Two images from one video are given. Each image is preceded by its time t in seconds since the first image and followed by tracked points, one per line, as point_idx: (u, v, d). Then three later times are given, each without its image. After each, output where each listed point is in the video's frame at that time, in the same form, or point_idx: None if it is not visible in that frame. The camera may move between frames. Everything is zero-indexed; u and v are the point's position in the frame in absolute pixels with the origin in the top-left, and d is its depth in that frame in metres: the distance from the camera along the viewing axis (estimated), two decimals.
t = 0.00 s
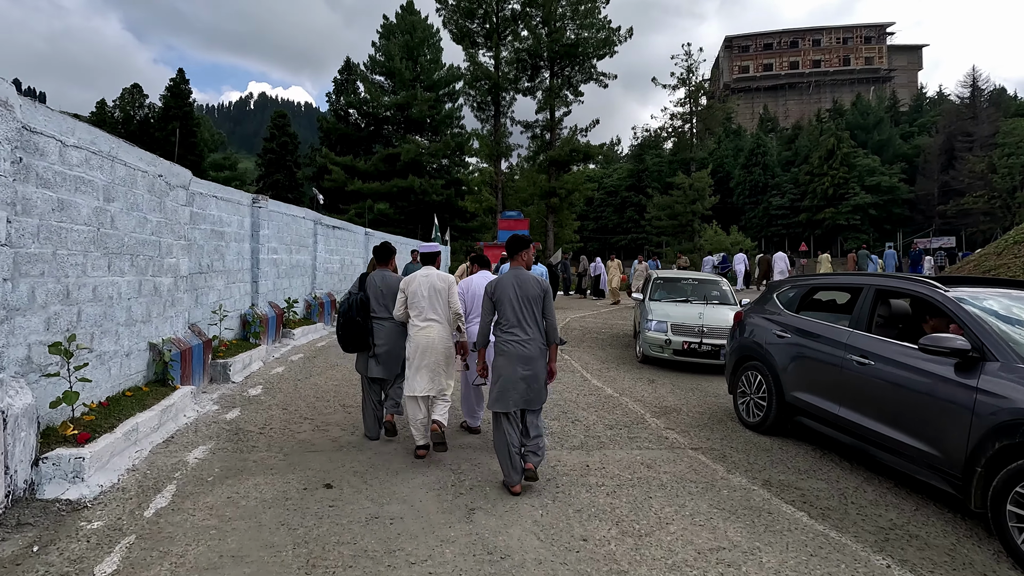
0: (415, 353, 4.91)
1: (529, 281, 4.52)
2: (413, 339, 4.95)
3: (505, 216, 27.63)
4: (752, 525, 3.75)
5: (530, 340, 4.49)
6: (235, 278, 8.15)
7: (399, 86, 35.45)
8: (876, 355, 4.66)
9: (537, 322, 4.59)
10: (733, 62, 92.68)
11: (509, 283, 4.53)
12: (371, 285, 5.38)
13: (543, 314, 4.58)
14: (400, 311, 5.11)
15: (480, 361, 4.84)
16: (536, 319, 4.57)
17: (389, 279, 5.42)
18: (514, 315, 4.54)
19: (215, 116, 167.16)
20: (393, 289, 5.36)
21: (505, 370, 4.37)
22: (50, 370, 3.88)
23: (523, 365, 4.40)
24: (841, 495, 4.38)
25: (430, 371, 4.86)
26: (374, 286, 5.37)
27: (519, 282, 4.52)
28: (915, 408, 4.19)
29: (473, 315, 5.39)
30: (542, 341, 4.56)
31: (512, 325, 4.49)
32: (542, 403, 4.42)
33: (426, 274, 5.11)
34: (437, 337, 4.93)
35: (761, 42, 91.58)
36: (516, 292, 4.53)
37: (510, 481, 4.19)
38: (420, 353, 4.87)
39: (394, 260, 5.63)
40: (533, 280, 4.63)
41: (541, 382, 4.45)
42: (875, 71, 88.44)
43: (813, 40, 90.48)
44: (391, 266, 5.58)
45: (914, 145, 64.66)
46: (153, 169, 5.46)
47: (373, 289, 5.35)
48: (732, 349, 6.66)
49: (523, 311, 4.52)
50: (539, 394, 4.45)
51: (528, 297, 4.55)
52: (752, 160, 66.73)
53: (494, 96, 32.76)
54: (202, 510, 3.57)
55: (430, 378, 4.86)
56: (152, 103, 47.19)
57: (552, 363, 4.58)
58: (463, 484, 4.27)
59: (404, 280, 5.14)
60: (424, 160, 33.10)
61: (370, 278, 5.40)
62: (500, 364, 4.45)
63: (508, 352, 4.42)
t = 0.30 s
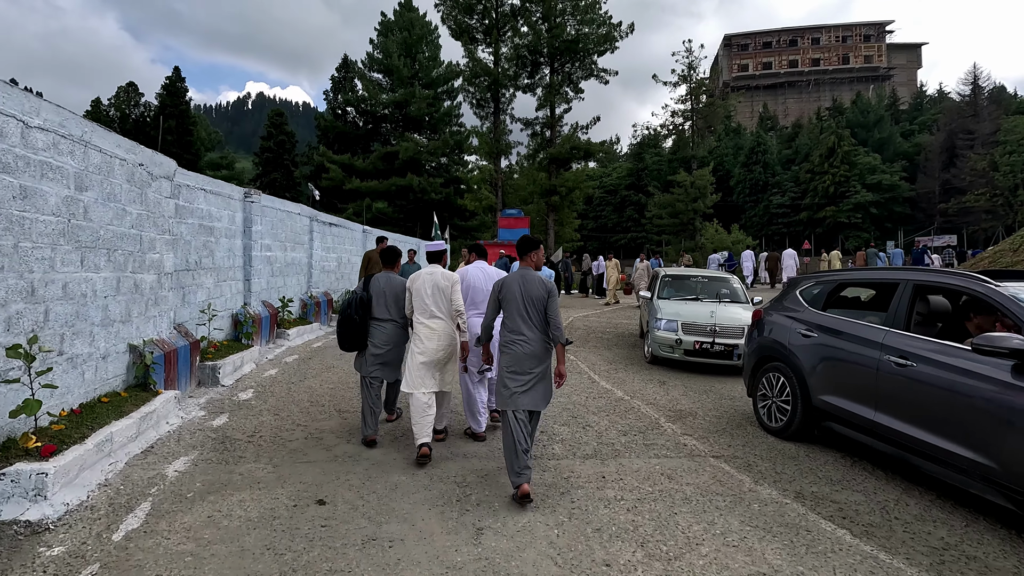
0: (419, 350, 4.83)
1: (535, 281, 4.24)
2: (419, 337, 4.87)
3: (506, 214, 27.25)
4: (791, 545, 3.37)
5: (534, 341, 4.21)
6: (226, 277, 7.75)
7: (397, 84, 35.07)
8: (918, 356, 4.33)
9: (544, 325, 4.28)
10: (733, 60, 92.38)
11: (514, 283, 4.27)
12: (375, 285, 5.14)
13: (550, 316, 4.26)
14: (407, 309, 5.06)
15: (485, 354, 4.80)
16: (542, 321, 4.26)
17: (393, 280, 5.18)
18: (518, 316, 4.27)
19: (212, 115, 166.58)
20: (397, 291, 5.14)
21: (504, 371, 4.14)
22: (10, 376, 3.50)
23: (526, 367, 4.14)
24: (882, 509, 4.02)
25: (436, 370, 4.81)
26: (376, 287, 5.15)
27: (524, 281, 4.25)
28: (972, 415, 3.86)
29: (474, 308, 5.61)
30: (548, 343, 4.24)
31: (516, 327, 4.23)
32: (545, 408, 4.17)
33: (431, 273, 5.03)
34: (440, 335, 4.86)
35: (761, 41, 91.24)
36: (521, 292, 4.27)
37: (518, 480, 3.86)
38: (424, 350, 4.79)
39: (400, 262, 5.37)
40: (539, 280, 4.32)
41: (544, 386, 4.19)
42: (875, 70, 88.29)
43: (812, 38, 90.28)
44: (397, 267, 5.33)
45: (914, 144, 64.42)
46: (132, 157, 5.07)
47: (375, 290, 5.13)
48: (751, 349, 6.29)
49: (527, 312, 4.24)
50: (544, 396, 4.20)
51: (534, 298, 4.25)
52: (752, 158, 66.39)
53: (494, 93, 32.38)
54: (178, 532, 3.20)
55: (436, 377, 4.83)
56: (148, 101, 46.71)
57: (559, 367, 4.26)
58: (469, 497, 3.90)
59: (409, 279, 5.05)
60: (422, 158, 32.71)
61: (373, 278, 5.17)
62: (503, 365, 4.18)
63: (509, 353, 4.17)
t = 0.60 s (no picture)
0: (423, 350, 4.94)
1: (546, 281, 4.40)
2: (422, 336, 5.00)
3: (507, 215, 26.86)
4: None
5: (545, 340, 4.37)
6: (216, 281, 7.35)
7: (397, 83, 34.70)
8: (971, 371, 3.95)
9: (555, 325, 4.47)
10: (733, 60, 91.94)
11: (526, 282, 4.41)
12: (381, 285, 5.37)
13: (560, 316, 4.46)
14: (413, 308, 5.17)
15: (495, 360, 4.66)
16: (552, 320, 4.43)
17: (400, 279, 5.39)
18: (529, 315, 4.42)
19: (211, 117, 166.10)
20: (402, 290, 5.34)
21: (518, 371, 4.28)
22: None
23: (536, 365, 4.28)
24: (936, 541, 3.62)
25: (441, 368, 4.85)
26: (383, 285, 5.37)
27: (536, 280, 4.41)
28: None
29: (484, 318, 5.22)
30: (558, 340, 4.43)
31: (527, 325, 4.38)
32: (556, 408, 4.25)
33: (439, 272, 5.11)
34: (447, 335, 4.94)
35: (762, 40, 90.78)
36: (532, 292, 4.41)
37: (533, 478, 4.14)
38: (429, 351, 4.89)
39: (407, 261, 5.61)
40: (550, 280, 4.49)
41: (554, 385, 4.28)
42: (876, 69, 87.92)
43: (813, 38, 89.91)
44: (404, 266, 5.57)
45: (917, 143, 64.02)
46: (109, 153, 4.67)
47: (381, 287, 5.36)
48: (774, 358, 5.88)
49: (538, 311, 4.40)
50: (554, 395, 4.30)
51: (546, 297, 4.40)
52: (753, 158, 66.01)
53: (495, 92, 32.00)
54: None
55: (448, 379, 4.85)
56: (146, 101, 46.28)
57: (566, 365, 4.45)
58: (479, 526, 3.54)
59: (416, 278, 5.16)
60: (423, 158, 32.34)
61: (380, 276, 5.40)
62: (514, 361, 4.33)
63: (521, 352, 4.31)
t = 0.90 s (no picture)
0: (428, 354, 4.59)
1: (557, 284, 4.11)
2: (425, 340, 4.62)
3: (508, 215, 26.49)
4: None
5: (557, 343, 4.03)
6: (206, 281, 6.95)
7: (396, 83, 34.37)
8: None
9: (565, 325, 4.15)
10: (732, 62, 91.86)
11: (536, 284, 4.06)
12: (383, 289, 5.00)
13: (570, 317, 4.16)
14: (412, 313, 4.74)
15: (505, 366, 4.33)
16: (563, 321, 4.11)
17: (403, 282, 5.06)
18: (541, 319, 4.07)
19: (209, 118, 165.71)
20: (405, 293, 4.98)
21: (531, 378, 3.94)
22: None
23: (551, 372, 3.93)
24: (1003, 569, 3.24)
25: (444, 374, 4.49)
26: (385, 288, 5.01)
27: (547, 282, 4.08)
28: None
29: (491, 309, 5.07)
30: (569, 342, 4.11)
31: (540, 329, 4.02)
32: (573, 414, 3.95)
33: (440, 275, 4.74)
34: (449, 338, 4.59)
35: (761, 42, 90.65)
36: (543, 293, 4.07)
37: (552, 484, 3.77)
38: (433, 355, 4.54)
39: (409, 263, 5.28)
40: (559, 281, 4.18)
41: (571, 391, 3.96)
42: (875, 71, 87.92)
43: (812, 40, 89.89)
44: (405, 268, 5.23)
45: (918, 145, 63.87)
46: (83, 141, 4.27)
47: (384, 291, 4.98)
48: (802, 364, 5.49)
49: (550, 314, 4.07)
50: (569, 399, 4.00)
51: (557, 298, 4.09)
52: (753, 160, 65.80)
53: (495, 92, 31.68)
54: None
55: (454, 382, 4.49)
56: (142, 102, 45.90)
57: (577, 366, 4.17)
58: (493, 556, 3.14)
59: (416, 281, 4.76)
60: (422, 159, 31.99)
61: (382, 281, 5.03)
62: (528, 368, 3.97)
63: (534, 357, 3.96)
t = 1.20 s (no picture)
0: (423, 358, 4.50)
1: (557, 288, 4.07)
2: (425, 342, 4.53)
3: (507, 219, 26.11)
4: None
5: (556, 346, 4.04)
6: (194, 288, 6.58)
7: (394, 85, 34.04)
8: None
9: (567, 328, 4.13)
10: (730, 67, 91.79)
11: (534, 289, 4.08)
12: (380, 291, 5.02)
13: (572, 321, 4.12)
14: (410, 316, 4.72)
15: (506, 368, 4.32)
16: (564, 325, 4.10)
17: (400, 283, 5.08)
18: (540, 323, 4.08)
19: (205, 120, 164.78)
20: (402, 294, 5.00)
21: (531, 382, 3.95)
22: None
23: (550, 376, 3.95)
24: None
25: (438, 378, 4.46)
26: (383, 289, 5.03)
27: (545, 287, 4.08)
28: None
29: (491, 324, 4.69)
30: (571, 346, 4.09)
31: (539, 332, 4.03)
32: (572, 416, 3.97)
33: (436, 278, 4.69)
34: (448, 342, 4.53)
35: (758, 47, 90.72)
36: (542, 299, 4.08)
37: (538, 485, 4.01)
38: (427, 359, 4.47)
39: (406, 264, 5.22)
40: (560, 285, 4.15)
41: (571, 392, 3.99)
42: (872, 76, 88.01)
43: (809, 44, 89.96)
44: (403, 269, 5.20)
45: (916, 150, 63.84)
46: (53, 138, 3.92)
47: (379, 293, 5.00)
48: (827, 381, 5.13)
49: (550, 318, 4.07)
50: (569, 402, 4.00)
51: (557, 302, 4.07)
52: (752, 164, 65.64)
53: (494, 94, 31.38)
54: None
55: (446, 385, 4.48)
56: (137, 103, 45.40)
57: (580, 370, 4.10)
58: None
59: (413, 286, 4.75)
60: (420, 161, 31.66)
61: (379, 282, 5.06)
62: (528, 371, 3.99)
63: (530, 360, 3.96)
